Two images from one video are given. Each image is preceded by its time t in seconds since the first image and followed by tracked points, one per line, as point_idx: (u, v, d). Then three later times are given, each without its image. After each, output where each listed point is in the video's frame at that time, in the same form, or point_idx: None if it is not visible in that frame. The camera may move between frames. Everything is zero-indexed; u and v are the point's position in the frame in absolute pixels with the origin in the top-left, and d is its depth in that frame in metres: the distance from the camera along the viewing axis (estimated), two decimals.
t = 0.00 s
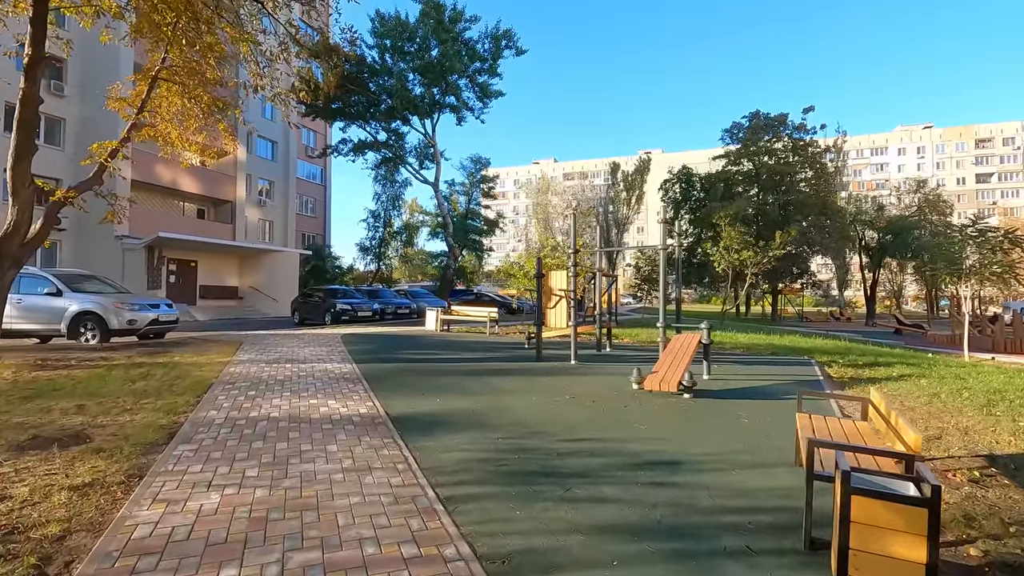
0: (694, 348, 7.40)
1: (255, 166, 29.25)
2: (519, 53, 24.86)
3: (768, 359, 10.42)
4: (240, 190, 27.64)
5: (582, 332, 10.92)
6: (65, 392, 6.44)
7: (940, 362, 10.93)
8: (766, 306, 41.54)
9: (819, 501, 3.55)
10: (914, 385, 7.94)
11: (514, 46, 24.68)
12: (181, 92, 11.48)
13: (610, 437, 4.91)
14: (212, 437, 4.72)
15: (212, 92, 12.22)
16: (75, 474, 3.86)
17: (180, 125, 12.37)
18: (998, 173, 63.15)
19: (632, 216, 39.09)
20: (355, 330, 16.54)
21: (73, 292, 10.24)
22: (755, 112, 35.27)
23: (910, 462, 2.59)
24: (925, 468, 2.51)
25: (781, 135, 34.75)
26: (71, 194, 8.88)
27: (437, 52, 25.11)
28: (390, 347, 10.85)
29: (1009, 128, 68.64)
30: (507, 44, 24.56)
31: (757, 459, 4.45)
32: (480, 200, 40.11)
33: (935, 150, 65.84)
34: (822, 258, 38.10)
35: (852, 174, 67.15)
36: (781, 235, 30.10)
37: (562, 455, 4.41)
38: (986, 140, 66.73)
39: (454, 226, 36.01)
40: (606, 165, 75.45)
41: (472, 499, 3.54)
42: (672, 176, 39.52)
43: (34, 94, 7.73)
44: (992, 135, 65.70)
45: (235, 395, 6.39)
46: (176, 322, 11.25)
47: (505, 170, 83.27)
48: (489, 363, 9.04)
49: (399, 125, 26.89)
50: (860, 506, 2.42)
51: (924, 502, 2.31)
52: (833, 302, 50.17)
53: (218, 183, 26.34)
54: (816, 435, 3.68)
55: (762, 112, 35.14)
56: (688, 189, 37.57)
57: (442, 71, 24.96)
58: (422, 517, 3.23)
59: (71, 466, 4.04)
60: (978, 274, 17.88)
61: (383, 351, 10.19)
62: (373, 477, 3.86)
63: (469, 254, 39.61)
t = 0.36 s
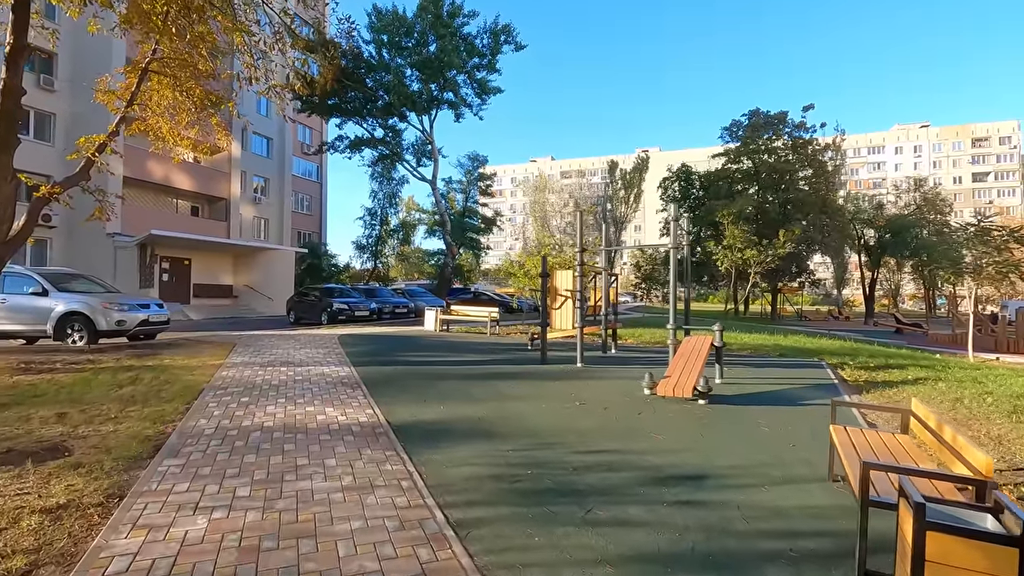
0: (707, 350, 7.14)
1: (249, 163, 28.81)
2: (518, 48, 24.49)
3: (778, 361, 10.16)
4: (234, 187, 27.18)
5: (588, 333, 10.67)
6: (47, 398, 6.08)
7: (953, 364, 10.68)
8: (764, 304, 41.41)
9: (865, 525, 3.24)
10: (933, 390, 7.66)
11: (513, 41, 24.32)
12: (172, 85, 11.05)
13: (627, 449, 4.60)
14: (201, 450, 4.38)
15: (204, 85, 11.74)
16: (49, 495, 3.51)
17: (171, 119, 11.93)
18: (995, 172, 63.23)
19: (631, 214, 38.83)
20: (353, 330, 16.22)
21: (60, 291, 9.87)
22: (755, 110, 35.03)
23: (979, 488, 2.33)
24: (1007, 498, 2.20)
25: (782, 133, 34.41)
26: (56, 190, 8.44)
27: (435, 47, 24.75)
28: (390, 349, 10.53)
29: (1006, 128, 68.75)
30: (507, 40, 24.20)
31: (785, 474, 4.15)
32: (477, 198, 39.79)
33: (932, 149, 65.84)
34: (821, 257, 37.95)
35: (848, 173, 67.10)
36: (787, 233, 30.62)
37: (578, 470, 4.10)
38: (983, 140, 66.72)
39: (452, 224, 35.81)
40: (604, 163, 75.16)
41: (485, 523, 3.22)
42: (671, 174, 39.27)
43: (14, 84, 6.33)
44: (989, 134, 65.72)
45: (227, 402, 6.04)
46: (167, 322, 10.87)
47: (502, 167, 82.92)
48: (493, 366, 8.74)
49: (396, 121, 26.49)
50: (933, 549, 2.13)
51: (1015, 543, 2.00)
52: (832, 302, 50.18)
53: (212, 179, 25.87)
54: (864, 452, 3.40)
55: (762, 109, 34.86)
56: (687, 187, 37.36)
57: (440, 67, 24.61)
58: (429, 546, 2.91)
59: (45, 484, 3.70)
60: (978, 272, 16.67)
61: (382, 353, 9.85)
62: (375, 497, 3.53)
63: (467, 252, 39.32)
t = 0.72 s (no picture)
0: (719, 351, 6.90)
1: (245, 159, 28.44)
2: (518, 44, 24.18)
3: (787, 361, 9.93)
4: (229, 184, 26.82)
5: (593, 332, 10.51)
6: (31, 402, 5.79)
7: (964, 365, 10.47)
8: (763, 303, 41.25)
9: (910, 543, 2.99)
10: (949, 391, 7.46)
11: (513, 37, 24.01)
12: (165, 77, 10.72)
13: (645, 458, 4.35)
14: (191, 459, 4.10)
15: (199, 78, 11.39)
16: (25, 510, 3.23)
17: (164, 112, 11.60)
18: (992, 172, 63.27)
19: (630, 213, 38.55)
20: (350, 329, 15.92)
21: (48, 289, 9.56)
22: (755, 107, 34.77)
23: None
24: None
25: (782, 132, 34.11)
26: (44, 184, 8.12)
27: (433, 43, 24.41)
28: (389, 349, 10.25)
29: (1003, 127, 68.82)
30: (507, 35, 23.89)
31: (814, 484, 3.92)
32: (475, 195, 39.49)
33: (929, 149, 65.83)
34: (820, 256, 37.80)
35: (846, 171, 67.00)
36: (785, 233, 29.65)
37: (595, 480, 3.85)
38: (980, 139, 66.69)
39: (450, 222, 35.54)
40: (602, 161, 74.82)
41: (499, 541, 2.96)
42: (671, 172, 38.99)
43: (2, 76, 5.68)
44: (986, 134, 65.73)
45: (221, 405, 5.77)
46: (160, 321, 10.57)
47: (499, 165, 82.51)
48: (497, 366, 8.48)
49: (394, 118, 26.16)
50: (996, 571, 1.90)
51: None
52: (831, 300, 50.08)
53: (207, 176, 25.51)
54: (909, 464, 3.16)
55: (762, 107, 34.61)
56: (686, 185, 37.11)
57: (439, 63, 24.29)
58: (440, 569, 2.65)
59: (20, 497, 3.42)
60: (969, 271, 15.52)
61: (381, 353, 9.57)
62: (379, 512, 3.26)
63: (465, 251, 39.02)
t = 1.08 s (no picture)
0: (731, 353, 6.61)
1: (238, 155, 27.99)
2: (515, 39, 23.81)
3: (796, 363, 9.66)
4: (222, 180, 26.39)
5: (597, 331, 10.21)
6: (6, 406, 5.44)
7: (974, 367, 10.24)
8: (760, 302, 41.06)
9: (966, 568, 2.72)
10: (967, 394, 7.21)
11: (511, 32, 23.65)
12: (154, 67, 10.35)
13: (664, 469, 4.05)
14: (173, 471, 3.78)
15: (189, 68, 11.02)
16: None
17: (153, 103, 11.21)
18: (986, 172, 63.37)
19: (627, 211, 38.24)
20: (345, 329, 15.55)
21: (30, 287, 9.19)
22: (754, 105, 34.52)
23: None
24: None
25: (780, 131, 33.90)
26: (24, 177, 7.70)
27: (430, 37, 24.01)
28: (386, 349, 9.91)
29: (997, 127, 68.97)
30: (505, 30, 23.52)
31: (848, 499, 3.64)
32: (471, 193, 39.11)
33: (925, 148, 65.84)
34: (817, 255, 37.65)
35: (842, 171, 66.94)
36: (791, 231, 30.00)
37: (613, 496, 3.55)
38: (975, 139, 66.74)
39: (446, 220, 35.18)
40: (599, 160, 74.42)
41: (514, 569, 2.67)
42: (669, 170, 38.70)
43: None
44: (981, 134, 65.85)
45: (209, 410, 5.44)
46: (147, 320, 10.21)
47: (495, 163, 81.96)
48: (498, 368, 8.17)
49: (390, 113, 25.75)
50: None
51: None
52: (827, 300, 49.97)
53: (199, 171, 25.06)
54: (962, 481, 2.89)
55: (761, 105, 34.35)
56: (684, 183, 36.84)
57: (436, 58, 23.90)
58: None
59: None
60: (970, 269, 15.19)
61: (378, 354, 9.24)
62: (379, 534, 2.96)
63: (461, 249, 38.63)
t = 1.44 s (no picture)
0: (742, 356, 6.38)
1: (231, 152, 27.54)
2: (513, 36, 23.53)
3: (803, 365, 9.44)
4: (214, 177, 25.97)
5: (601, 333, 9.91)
6: None
7: (982, 369, 10.08)
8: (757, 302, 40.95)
9: None
10: (984, 398, 7.01)
11: (508, 28, 23.36)
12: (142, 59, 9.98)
13: (685, 483, 3.81)
14: (158, 489, 3.50)
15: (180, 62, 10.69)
16: None
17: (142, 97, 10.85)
18: (979, 172, 63.61)
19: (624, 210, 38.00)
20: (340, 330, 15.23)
21: (13, 287, 8.85)
22: (751, 105, 34.35)
23: None
24: None
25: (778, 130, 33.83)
26: (7, 172, 7.35)
27: (426, 33, 23.65)
28: (383, 351, 9.62)
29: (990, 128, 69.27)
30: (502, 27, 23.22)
31: (884, 516, 3.40)
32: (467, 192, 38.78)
33: (919, 149, 66.00)
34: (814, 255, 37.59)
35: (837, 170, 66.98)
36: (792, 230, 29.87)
37: (634, 514, 3.30)
38: (968, 139, 67.08)
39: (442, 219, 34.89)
40: (595, 159, 74.11)
41: None
42: (666, 169, 38.49)
43: None
44: (974, 134, 66.09)
45: (198, 418, 5.16)
46: (136, 321, 9.89)
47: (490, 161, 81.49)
48: (500, 371, 7.90)
49: (386, 111, 25.39)
50: None
51: None
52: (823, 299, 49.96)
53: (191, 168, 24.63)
54: (1019, 501, 2.67)
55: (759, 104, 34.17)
56: (681, 182, 36.64)
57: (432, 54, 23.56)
58: None
59: None
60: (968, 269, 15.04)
61: (375, 357, 8.96)
62: (383, 561, 2.69)
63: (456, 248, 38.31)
